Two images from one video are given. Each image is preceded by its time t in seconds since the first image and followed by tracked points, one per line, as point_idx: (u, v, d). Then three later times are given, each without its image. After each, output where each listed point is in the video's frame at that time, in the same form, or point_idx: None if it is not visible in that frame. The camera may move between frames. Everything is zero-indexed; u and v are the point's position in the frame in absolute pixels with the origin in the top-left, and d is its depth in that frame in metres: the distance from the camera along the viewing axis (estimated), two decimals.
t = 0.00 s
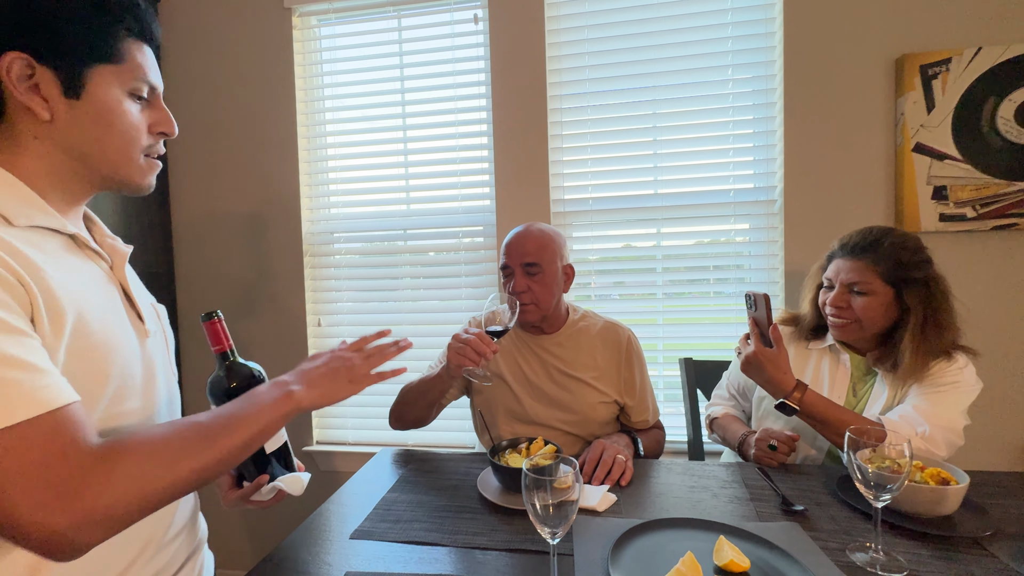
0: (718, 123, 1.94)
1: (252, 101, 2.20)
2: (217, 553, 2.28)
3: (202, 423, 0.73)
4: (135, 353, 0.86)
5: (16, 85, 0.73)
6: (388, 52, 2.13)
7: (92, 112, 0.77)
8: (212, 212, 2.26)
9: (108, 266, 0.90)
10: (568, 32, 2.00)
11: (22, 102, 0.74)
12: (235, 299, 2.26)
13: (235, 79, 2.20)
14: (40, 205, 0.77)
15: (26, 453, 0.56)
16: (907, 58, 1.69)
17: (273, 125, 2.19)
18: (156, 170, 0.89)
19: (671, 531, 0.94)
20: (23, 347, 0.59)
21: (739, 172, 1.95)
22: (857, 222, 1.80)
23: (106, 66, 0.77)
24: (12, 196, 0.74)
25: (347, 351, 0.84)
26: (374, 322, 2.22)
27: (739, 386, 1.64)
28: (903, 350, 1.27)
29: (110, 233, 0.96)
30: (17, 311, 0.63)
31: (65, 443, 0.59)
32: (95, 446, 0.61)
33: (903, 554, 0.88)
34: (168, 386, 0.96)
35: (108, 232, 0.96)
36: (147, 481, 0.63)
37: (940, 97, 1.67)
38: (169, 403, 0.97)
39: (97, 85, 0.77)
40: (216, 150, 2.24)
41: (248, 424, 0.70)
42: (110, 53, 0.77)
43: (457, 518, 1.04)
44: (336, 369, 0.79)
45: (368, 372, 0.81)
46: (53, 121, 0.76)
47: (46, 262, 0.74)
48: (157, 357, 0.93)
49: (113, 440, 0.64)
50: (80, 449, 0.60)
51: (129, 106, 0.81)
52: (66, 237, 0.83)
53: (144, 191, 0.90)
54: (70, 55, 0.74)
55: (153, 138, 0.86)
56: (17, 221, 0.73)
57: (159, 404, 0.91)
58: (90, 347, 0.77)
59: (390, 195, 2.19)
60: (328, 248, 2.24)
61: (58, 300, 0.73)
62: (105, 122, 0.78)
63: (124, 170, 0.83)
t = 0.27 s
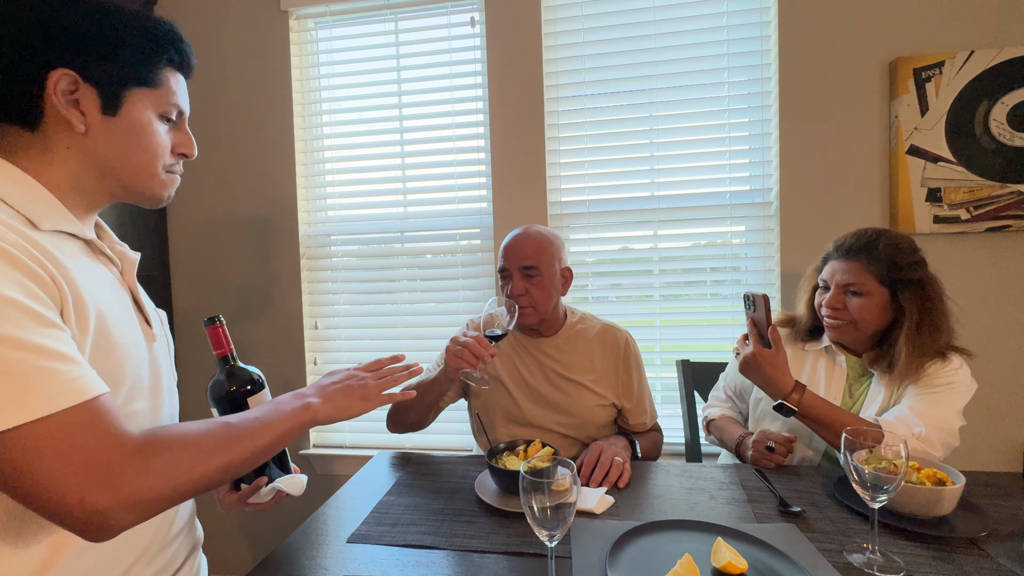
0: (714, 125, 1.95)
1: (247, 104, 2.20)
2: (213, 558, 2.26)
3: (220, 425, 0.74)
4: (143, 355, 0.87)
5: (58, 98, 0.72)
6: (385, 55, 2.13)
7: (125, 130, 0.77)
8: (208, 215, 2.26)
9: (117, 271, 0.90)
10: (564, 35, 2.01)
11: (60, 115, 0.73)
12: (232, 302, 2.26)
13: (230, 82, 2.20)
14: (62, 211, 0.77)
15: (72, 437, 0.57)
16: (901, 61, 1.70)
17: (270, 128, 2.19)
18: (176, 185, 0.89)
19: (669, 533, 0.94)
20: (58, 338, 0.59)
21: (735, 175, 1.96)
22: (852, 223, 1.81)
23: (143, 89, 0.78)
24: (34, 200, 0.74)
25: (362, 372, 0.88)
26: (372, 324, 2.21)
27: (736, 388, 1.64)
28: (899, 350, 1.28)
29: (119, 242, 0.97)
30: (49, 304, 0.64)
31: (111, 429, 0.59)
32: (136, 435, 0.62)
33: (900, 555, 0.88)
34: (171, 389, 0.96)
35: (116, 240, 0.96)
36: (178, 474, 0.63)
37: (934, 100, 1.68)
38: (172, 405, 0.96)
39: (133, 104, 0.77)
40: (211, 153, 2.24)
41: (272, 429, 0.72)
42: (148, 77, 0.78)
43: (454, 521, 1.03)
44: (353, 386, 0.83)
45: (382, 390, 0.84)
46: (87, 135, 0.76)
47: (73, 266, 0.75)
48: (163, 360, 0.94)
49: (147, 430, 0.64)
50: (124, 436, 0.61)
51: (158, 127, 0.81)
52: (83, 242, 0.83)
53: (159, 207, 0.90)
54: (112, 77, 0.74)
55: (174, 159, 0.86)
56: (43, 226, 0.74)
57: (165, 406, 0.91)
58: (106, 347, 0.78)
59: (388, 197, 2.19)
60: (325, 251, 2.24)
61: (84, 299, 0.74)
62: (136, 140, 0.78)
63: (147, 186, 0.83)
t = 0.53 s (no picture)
0: (712, 127, 1.95)
1: (245, 106, 2.20)
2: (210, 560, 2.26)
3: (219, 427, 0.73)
4: (146, 356, 0.87)
5: (61, 102, 0.72)
6: (383, 57, 2.13)
7: (126, 134, 0.77)
8: (205, 217, 2.25)
9: (120, 273, 0.90)
10: (562, 37, 2.01)
11: (63, 118, 0.73)
12: (229, 304, 2.25)
13: (227, 84, 2.20)
14: (67, 213, 0.77)
15: (72, 440, 0.57)
16: (898, 63, 1.70)
17: (268, 130, 2.19)
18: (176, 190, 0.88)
19: (667, 535, 0.93)
20: (62, 339, 0.60)
21: (733, 176, 1.96)
22: (850, 224, 1.81)
23: (146, 95, 0.78)
24: (39, 202, 0.73)
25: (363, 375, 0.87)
26: (370, 326, 2.21)
27: (734, 389, 1.64)
28: (898, 351, 1.28)
29: (119, 243, 0.96)
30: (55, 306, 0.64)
31: (111, 431, 0.59)
32: (135, 436, 0.62)
33: (899, 556, 0.88)
34: (172, 390, 0.96)
35: (117, 242, 0.96)
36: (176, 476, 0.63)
37: (931, 101, 1.69)
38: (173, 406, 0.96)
39: (135, 109, 0.77)
40: (209, 155, 2.24)
41: (270, 432, 0.71)
42: (150, 82, 0.78)
43: (453, 523, 1.03)
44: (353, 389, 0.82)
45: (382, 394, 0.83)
46: (89, 138, 0.76)
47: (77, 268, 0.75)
48: (165, 361, 0.94)
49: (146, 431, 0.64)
50: (123, 438, 0.60)
51: (160, 132, 0.81)
52: (86, 245, 0.83)
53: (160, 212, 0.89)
54: (114, 81, 0.74)
55: (175, 164, 0.86)
56: (48, 228, 0.74)
57: (167, 407, 0.91)
58: (112, 348, 0.78)
59: (385, 199, 2.19)
60: (323, 253, 2.23)
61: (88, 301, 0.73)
62: (138, 144, 0.78)
63: (148, 190, 0.82)
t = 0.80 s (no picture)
0: (711, 127, 1.95)
1: (244, 106, 2.20)
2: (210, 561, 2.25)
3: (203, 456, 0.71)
4: (146, 354, 0.87)
5: (46, 99, 0.72)
6: (382, 58, 2.13)
7: (114, 131, 0.77)
8: (204, 218, 2.25)
9: (117, 273, 0.90)
10: (562, 37, 2.01)
11: (48, 117, 0.73)
12: (228, 305, 2.25)
13: (226, 85, 2.20)
14: (62, 214, 0.77)
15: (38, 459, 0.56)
16: (897, 63, 1.70)
17: (267, 131, 2.19)
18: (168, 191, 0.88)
19: (667, 535, 0.93)
20: (45, 359, 0.59)
21: (732, 176, 1.95)
22: (850, 224, 1.81)
23: (132, 90, 0.78)
24: (34, 205, 0.73)
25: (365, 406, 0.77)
26: (369, 327, 2.20)
27: (734, 390, 1.64)
28: (898, 351, 1.27)
29: (115, 243, 0.96)
30: (47, 321, 0.63)
31: (73, 461, 0.58)
32: (100, 467, 0.61)
33: (900, 557, 0.87)
34: (174, 389, 0.97)
35: (113, 242, 0.96)
36: (141, 512, 0.61)
37: (930, 101, 1.68)
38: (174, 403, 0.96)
39: (121, 106, 0.77)
40: (208, 156, 2.23)
41: (250, 468, 0.68)
42: (137, 79, 0.78)
43: (452, 524, 1.02)
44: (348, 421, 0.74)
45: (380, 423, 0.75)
46: (75, 136, 0.75)
47: (75, 272, 0.74)
48: (164, 359, 0.94)
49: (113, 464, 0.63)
50: (89, 467, 0.59)
51: (149, 129, 0.80)
52: (83, 246, 0.82)
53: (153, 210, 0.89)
54: (100, 78, 0.74)
55: (168, 161, 0.85)
56: (45, 230, 0.73)
57: (169, 405, 0.92)
58: (115, 352, 0.78)
59: (384, 200, 2.18)
60: (322, 253, 2.23)
61: (83, 307, 0.72)
62: (125, 141, 0.78)
63: (138, 188, 0.81)
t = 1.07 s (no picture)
0: (710, 128, 1.95)
1: (243, 108, 2.20)
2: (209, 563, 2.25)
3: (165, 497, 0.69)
4: (144, 356, 0.87)
5: (38, 99, 0.72)
6: (381, 59, 2.13)
7: (106, 134, 0.76)
8: (203, 219, 2.25)
9: (114, 275, 0.90)
10: (560, 38, 2.01)
11: (40, 117, 0.73)
12: (228, 307, 2.25)
13: (225, 87, 2.20)
14: (58, 217, 0.77)
15: None
16: (895, 64, 1.71)
17: (266, 132, 2.19)
18: (165, 193, 0.88)
19: (667, 537, 0.93)
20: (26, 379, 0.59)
21: (731, 177, 1.96)
22: (848, 224, 1.81)
23: (129, 94, 0.78)
24: (32, 210, 0.74)
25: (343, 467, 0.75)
26: (368, 328, 2.20)
27: (733, 391, 1.64)
28: (897, 351, 1.28)
29: (111, 245, 0.96)
30: (36, 328, 0.63)
31: (30, 499, 0.56)
32: (55, 505, 0.58)
33: (900, 557, 0.87)
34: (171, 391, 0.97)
35: (109, 244, 0.96)
36: (91, 565, 0.59)
37: (928, 103, 1.69)
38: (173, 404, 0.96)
39: (116, 109, 0.76)
40: (207, 158, 2.24)
41: (215, 522, 0.66)
42: (134, 83, 0.78)
43: (451, 525, 1.02)
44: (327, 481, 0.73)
45: (360, 489, 0.74)
46: (68, 137, 0.75)
47: (71, 278, 0.74)
48: (162, 361, 0.94)
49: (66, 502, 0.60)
50: (43, 505, 0.57)
51: (145, 133, 0.80)
52: (79, 249, 0.83)
53: (150, 213, 0.89)
54: (94, 80, 0.74)
55: (164, 166, 0.85)
56: (41, 235, 0.74)
57: (166, 407, 0.92)
58: (112, 356, 0.78)
59: (384, 201, 2.18)
60: (321, 255, 2.23)
61: (77, 311, 0.72)
62: (119, 144, 0.77)
63: (131, 192, 0.81)
